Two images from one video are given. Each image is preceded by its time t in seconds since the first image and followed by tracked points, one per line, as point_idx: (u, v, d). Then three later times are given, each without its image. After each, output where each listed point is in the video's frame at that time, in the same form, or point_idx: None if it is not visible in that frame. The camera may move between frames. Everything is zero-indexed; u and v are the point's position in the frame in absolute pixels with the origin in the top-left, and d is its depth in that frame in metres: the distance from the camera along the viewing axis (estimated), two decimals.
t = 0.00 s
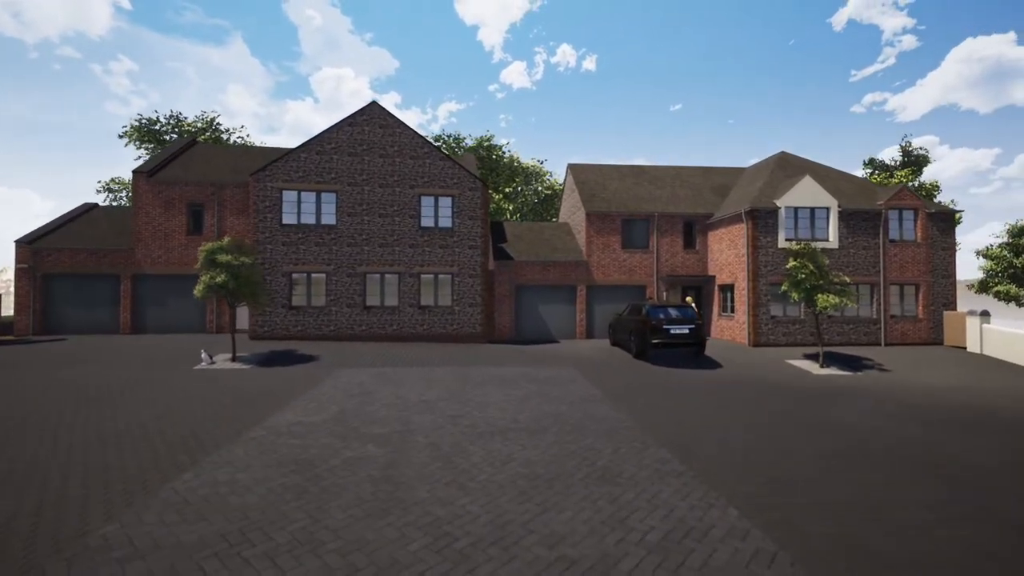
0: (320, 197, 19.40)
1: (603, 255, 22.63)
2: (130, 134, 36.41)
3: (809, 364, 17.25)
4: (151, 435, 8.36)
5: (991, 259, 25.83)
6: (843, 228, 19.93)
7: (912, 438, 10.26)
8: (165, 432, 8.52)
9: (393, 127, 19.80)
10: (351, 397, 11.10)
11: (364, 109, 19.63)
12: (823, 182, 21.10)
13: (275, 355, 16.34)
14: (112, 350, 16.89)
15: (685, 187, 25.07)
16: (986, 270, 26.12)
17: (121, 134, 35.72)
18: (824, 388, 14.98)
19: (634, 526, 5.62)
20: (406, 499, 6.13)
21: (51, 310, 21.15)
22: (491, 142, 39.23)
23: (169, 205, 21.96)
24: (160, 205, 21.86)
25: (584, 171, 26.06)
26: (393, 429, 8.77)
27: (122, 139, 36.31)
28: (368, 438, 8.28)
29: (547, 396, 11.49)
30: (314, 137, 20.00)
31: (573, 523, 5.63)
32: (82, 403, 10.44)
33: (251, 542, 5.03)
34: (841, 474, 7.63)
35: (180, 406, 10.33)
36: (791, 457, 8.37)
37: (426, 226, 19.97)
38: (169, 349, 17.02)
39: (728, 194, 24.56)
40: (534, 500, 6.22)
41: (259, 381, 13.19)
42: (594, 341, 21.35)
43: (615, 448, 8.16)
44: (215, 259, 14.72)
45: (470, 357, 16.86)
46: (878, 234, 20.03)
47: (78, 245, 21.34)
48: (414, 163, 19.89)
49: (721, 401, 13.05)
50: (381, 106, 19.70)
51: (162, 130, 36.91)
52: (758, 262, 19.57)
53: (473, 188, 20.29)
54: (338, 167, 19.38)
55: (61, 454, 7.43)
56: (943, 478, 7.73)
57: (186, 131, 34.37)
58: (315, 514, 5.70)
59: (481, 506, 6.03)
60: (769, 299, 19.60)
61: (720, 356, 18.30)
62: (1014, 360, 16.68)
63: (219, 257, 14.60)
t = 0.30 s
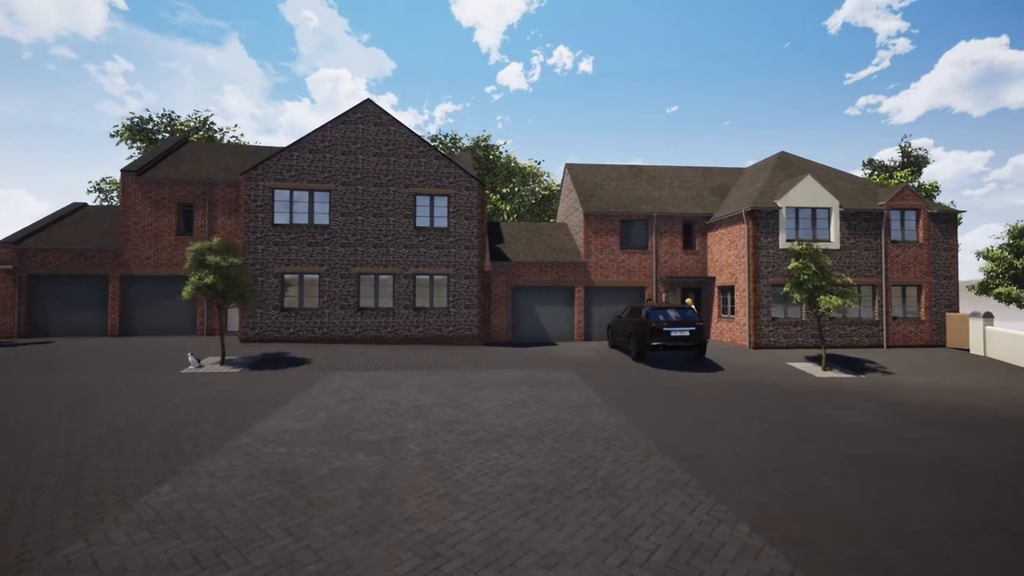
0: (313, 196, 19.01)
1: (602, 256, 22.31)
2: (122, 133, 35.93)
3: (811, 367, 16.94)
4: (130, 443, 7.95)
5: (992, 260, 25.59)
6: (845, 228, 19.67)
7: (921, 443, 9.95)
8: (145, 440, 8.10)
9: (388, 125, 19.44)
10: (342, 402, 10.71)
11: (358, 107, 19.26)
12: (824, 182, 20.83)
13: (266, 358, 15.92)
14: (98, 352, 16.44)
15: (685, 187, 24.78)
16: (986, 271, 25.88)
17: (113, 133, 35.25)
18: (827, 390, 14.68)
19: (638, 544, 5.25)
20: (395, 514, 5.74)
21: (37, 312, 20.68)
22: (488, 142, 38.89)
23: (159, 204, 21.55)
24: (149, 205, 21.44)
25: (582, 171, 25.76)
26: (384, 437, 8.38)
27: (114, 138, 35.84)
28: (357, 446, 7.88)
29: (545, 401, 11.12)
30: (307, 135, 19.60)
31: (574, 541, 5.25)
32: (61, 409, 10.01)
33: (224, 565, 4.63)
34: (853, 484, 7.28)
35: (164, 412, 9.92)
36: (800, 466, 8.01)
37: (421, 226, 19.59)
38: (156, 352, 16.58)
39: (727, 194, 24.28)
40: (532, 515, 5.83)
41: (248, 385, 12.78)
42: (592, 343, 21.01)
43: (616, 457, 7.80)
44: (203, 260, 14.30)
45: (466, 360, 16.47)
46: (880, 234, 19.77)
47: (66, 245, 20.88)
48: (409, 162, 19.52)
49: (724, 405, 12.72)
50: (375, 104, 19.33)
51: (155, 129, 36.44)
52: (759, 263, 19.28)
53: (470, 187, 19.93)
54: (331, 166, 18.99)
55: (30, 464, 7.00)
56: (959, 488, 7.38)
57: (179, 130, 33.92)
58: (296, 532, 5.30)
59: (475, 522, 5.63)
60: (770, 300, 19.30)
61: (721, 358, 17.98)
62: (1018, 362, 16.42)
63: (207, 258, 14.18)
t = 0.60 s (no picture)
0: (305, 196, 18.59)
1: (600, 257, 21.97)
2: (114, 132, 35.41)
3: (813, 370, 16.63)
4: (106, 453, 7.54)
5: (992, 262, 25.33)
6: (846, 229, 19.40)
7: (931, 448, 9.62)
8: (123, 450, 7.69)
9: (383, 123, 19.06)
10: (332, 408, 10.31)
11: (352, 104, 18.88)
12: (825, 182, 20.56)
13: (257, 361, 15.50)
14: (83, 355, 15.99)
15: (684, 187, 24.48)
16: (987, 273, 25.62)
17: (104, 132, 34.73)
18: (831, 393, 14.37)
19: (645, 565, 4.86)
20: (383, 532, 5.35)
21: (22, 313, 20.19)
22: (485, 142, 38.52)
23: (148, 203, 21.09)
24: (139, 204, 20.98)
25: (580, 171, 25.44)
26: (375, 445, 7.98)
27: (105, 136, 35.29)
28: (345, 455, 7.48)
29: (543, 406, 10.74)
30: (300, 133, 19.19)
31: (575, 563, 4.86)
32: (38, 416, 9.59)
33: None
34: (867, 494, 6.94)
35: (145, 419, 9.50)
36: (810, 474, 7.67)
37: (416, 226, 19.21)
38: (143, 355, 16.13)
39: (727, 194, 23.99)
40: (530, 532, 5.45)
41: (236, 390, 12.36)
42: (590, 346, 20.66)
43: (618, 467, 7.44)
44: (191, 260, 13.89)
45: (462, 364, 16.07)
46: (882, 235, 19.50)
47: (52, 245, 20.40)
48: (404, 161, 19.14)
49: (726, 409, 12.37)
50: (369, 102, 18.95)
51: (147, 128, 35.92)
52: (760, 264, 18.98)
53: (466, 187, 19.57)
54: (324, 165, 18.60)
55: None
56: (976, 498, 7.04)
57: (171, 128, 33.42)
58: (276, 552, 4.90)
59: (469, 540, 5.24)
60: (771, 302, 19.01)
61: (722, 361, 17.66)
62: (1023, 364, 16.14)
63: (195, 259, 13.76)
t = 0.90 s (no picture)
0: (298, 195, 18.18)
1: (599, 258, 21.64)
2: (106, 132, 34.93)
3: (816, 372, 16.30)
4: (80, 463, 7.12)
5: (993, 263, 25.09)
6: (848, 229, 19.12)
7: (944, 453, 9.25)
8: (97, 460, 7.27)
9: (377, 121, 18.66)
10: (322, 414, 9.89)
11: (345, 102, 18.47)
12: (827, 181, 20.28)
13: (247, 365, 15.06)
14: (68, 358, 15.53)
15: (683, 187, 24.20)
16: (988, 274, 25.38)
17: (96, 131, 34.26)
18: (835, 397, 14.03)
19: None
20: (367, 552, 4.93)
21: (7, 316, 19.71)
22: (482, 143, 38.22)
23: (137, 203, 20.63)
24: (127, 204, 20.53)
25: (578, 171, 25.12)
26: (364, 455, 7.57)
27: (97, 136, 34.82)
28: (331, 467, 7.05)
29: (541, 412, 10.34)
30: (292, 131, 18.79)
31: None
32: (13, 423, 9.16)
33: None
34: (885, 505, 6.55)
35: (126, 426, 9.09)
36: (822, 483, 7.28)
37: (411, 226, 18.82)
38: (129, 358, 15.67)
39: (727, 194, 23.70)
40: (527, 552, 5.04)
41: (223, 395, 11.95)
42: (588, 348, 20.32)
43: (621, 478, 7.03)
44: (177, 260, 13.46)
45: (457, 367, 15.68)
46: (884, 235, 19.22)
47: (38, 245, 19.93)
48: (399, 160, 18.75)
49: (730, 413, 12.00)
50: (363, 99, 18.56)
51: (139, 127, 35.45)
52: (761, 265, 18.67)
53: (462, 186, 19.19)
54: (317, 164, 18.19)
55: None
56: (999, 509, 6.66)
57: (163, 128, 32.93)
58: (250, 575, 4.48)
59: (462, 561, 4.83)
60: (772, 304, 18.70)
61: (723, 363, 17.32)
62: None
63: (181, 259, 13.35)
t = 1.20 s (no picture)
0: (290, 194, 17.76)
1: (597, 259, 21.29)
2: (96, 131, 34.39)
3: (819, 376, 15.97)
4: (50, 475, 6.69)
5: (994, 264, 24.79)
6: (850, 230, 18.84)
7: (960, 459, 8.87)
8: (69, 471, 6.84)
9: (371, 119, 18.27)
10: (311, 421, 9.47)
11: (339, 99, 18.08)
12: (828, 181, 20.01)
13: (236, 369, 14.61)
14: (51, 362, 15.06)
15: (682, 188, 23.89)
16: (989, 275, 25.10)
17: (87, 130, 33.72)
18: (840, 400, 13.69)
19: None
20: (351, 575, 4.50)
21: None
22: (478, 143, 37.88)
23: (125, 202, 20.17)
24: (115, 203, 20.06)
25: (576, 171, 24.78)
26: (353, 466, 7.16)
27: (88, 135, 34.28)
28: (317, 480, 6.61)
29: (539, 418, 9.95)
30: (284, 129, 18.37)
31: None
32: None
33: None
34: (907, 518, 6.15)
35: (104, 435, 8.66)
36: (836, 494, 6.89)
37: (406, 226, 18.44)
38: (115, 361, 15.20)
39: (726, 195, 23.41)
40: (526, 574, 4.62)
41: (210, 400, 11.53)
42: (587, 351, 19.96)
43: (625, 491, 6.60)
44: (163, 261, 13.04)
45: (453, 370, 15.29)
46: (887, 236, 18.95)
47: (23, 246, 19.43)
48: (394, 158, 18.37)
49: (734, 417, 11.62)
50: (357, 96, 18.17)
51: (131, 126, 34.92)
52: (762, 266, 18.36)
53: (458, 185, 18.83)
54: (310, 162, 17.79)
55: None
56: None
57: (155, 127, 32.44)
58: None
59: None
60: (773, 306, 18.40)
61: (724, 366, 16.99)
62: None
63: (167, 259, 12.94)
